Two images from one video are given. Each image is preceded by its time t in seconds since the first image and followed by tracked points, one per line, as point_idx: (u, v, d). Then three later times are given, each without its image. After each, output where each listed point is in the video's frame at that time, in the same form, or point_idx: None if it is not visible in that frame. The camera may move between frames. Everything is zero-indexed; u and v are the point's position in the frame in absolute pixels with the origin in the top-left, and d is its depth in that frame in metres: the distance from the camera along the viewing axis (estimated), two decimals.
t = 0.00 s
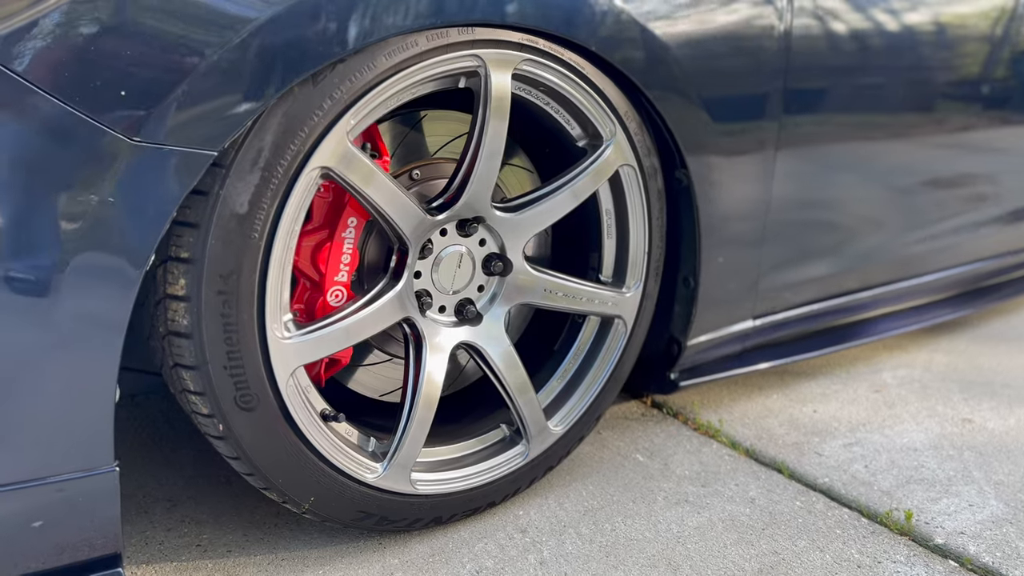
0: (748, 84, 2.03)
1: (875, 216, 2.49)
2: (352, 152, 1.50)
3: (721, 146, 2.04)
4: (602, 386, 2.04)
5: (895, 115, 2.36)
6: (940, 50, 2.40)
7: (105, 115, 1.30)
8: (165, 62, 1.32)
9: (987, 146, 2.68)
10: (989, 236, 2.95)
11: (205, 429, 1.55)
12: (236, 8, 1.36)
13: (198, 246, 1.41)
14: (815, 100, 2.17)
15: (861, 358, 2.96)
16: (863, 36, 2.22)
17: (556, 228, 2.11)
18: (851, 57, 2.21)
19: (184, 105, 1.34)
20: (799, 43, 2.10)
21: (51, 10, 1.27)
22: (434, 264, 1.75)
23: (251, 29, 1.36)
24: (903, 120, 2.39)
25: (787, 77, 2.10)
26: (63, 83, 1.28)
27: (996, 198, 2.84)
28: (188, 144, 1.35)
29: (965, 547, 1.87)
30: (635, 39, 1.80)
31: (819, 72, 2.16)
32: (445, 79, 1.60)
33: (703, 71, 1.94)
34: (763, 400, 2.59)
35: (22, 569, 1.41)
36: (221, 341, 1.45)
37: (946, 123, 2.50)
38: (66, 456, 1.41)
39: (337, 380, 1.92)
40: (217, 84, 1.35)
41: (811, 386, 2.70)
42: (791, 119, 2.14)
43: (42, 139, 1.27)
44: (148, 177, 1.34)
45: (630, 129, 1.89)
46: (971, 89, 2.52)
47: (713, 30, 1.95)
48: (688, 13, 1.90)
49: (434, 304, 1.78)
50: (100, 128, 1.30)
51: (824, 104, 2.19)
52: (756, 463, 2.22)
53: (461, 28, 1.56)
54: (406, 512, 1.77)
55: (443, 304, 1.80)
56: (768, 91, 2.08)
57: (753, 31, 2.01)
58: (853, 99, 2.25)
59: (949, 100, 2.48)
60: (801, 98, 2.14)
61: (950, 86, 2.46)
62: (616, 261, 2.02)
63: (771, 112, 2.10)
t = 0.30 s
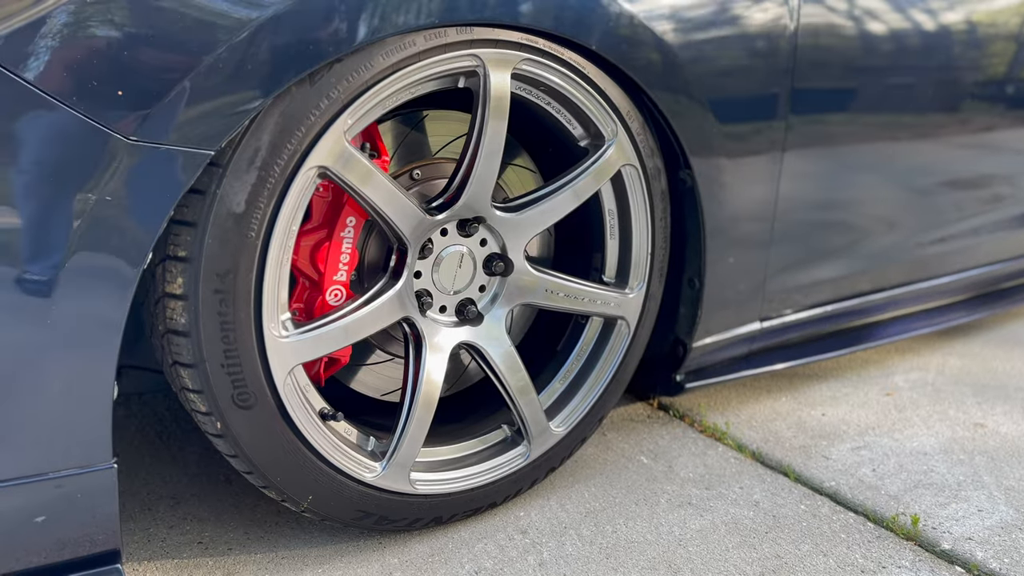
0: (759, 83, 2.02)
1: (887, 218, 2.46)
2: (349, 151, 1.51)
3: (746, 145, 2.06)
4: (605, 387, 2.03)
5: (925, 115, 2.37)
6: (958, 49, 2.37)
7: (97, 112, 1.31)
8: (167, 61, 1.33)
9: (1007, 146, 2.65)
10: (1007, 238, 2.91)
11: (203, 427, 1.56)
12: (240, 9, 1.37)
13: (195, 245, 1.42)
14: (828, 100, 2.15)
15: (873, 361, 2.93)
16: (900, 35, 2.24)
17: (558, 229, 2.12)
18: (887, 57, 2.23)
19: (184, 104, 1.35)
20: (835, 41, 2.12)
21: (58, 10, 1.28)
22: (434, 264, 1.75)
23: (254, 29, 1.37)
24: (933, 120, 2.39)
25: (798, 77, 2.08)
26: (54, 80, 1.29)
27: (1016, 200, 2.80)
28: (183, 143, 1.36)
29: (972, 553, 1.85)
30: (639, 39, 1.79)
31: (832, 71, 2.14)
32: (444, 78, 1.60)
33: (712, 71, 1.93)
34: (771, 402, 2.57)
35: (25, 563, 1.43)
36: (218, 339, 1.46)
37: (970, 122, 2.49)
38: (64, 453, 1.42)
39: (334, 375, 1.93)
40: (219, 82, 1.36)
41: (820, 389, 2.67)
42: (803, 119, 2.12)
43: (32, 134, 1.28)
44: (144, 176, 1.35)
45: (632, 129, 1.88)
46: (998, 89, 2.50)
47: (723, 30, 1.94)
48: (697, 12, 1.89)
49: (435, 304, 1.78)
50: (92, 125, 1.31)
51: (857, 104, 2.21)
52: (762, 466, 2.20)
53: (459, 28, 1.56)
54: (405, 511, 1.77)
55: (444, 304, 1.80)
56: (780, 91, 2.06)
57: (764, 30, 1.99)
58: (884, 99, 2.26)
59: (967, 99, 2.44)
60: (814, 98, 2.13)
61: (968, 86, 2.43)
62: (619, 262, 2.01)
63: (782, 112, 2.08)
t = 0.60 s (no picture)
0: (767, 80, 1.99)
1: (899, 219, 2.42)
2: (340, 148, 1.49)
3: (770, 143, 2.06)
4: (604, 389, 2.01)
5: (950, 115, 2.35)
6: (976, 48, 2.33)
7: (85, 109, 1.31)
8: (162, 57, 1.33)
9: None
10: None
11: (195, 425, 1.56)
12: (238, 6, 1.37)
13: (185, 243, 1.42)
14: (840, 98, 2.12)
15: (884, 364, 2.88)
16: (938, 33, 2.25)
17: (558, 228, 2.10)
18: (926, 55, 2.24)
19: (176, 101, 1.35)
20: (872, 40, 2.13)
21: (59, 5, 1.30)
22: (430, 263, 1.74)
23: (251, 26, 1.37)
24: (956, 120, 2.37)
25: (808, 75, 2.05)
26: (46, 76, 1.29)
27: None
28: (172, 140, 1.36)
29: (978, 560, 1.81)
30: (642, 36, 1.77)
31: (844, 69, 2.10)
32: (438, 75, 1.59)
33: (719, 68, 1.91)
34: (778, 405, 2.53)
35: (18, 558, 1.43)
36: (208, 337, 1.45)
37: (993, 122, 2.46)
38: (54, 450, 1.42)
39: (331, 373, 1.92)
40: (215, 78, 1.36)
41: (829, 392, 2.63)
42: (813, 118, 2.09)
43: (21, 130, 1.29)
44: (132, 173, 1.35)
45: (632, 126, 1.86)
46: None
47: (730, 27, 1.92)
48: (704, 9, 1.87)
49: (431, 303, 1.77)
50: (81, 122, 1.31)
51: (890, 103, 2.21)
52: (766, 469, 2.17)
53: (452, 24, 1.55)
54: (400, 511, 1.76)
55: (440, 303, 1.79)
56: (789, 89, 2.03)
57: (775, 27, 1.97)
58: (919, 97, 2.26)
59: (983, 99, 2.40)
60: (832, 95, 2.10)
61: (986, 85, 2.38)
62: (620, 261, 1.99)
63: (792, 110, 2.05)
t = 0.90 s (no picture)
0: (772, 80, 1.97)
1: (910, 220, 2.38)
2: (331, 145, 1.49)
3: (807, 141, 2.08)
4: (604, 390, 1.99)
5: (975, 114, 2.34)
6: (990, 47, 2.30)
7: (73, 105, 1.31)
8: (155, 53, 1.33)
9: None
10: None
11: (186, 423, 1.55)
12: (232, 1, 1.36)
13: (175, 240, 1.41)
14: (849, 97, 2.09)
15: (896, 366, 2.83)
16: (973, 31, 2.26)
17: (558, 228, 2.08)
18: (961, 54, 2.25)
19: (165, 99, 1.34)
20: (912, 39, 2.15)
21: (63, 3, 1.29)
22: (426, 263, 1.73)
23: (244, 22, 1.37)
24: (982, 119, 2.36)
25: (815, 73, 2.02)
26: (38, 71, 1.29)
27: None
28: (159, 138, 1.36)
29: (985, 567, 1.77)
30: (642, 32, 1.76)
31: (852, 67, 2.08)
32: (432, 73, 1.58)
33: (725, 66, 1.89)
34: (785, 408, 2.49)
35: (13, 555, 1.43)
36: (198, 335, 1.45)
37: (1017, 123, 2.43)
38: (43, 448, 1.42)
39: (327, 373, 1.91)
40: (209, 75, 1.36)
41: (837, 394, 2.59)
42: (821, 116, 2.07)
43: (8, 126, 1.29)
44: (121, 171, 1.35)
45: (631, 125, 1.83)
46: None
47: (735, 25, 1.90)
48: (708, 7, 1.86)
49: (427, 303, 1.76)
50: (66, 118, 1.31)
51: (925, 100, 2.22)
52: (770, 473, 2.13)
53: (446, 20, 1.54)
54: (394, 512, 1.75)
55: (436, 303, 1.77)
56: (796, 88, 2.01)
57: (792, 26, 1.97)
58: (954, 94, 2.27)
59: (996, 99, 2.35)
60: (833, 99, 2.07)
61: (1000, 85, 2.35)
62: (620, 261, 1.97)
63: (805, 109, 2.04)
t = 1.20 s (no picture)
0: (777, 79, 1.96)
1: (920, 221, 2.34)
2: (320, 144, 1.47)
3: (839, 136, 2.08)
4: (603, 392, 1.96)
5: (1002, 112, 2.33)
6: (1013, 46, 2.29)
7: (60, 105, 1.32)
8: (143, 51, 1.33)
9: None
10: None
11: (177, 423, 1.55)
12: None
13: (163, 240, 1.41)
14: (857, 96, 2.07)
15: (908, 369, 2.78)
16: (1006, 28, 2.27)
17: (557, 228, 2.06)
18: (993, 50, 2.26)
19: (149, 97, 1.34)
20: (947, 36, 2.18)
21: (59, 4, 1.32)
22: (420, 262, 1.71)
23: (241, 20, 1.37)
24: (1007, 117, 2.35)
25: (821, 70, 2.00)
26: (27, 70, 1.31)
27: None
28: (145, 136, 1.35)
29: None
30: (642, 29, 1.74)
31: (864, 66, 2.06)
32: (423, 71, 1.56)
33: (728, 66, 1.89)
34: (792, 411, 2.45)
35: (6, 553, 1.44)
36: (186, 335, 1.44)
37: None
38: (32, 447, 1.42)
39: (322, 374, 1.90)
40: (197, 73, 1.35)
41: (846, 398, 2.55)
42: (827, 114, 2.04)
43: None
44: (107, 170, 1.35)
45: (629, 124, 1.81)
46: None
47: (740, 23, 1.89)
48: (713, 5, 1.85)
49: (422, 303, 1.74)
50: (53, 117, 1.32)
51: (953, 100, 2.23)
52: (774, 477, 2.10)
53: (438, 18, 1.52)
54: (388, 514, 1.73)
55: (431, 303, 1.76)
56: (801, 86, 1.99)
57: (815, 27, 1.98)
58: (981, 93, 2.27)
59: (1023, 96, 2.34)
60: (856, 96, 2.07)
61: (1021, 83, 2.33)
62: (619, 262, 1.94)
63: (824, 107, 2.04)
